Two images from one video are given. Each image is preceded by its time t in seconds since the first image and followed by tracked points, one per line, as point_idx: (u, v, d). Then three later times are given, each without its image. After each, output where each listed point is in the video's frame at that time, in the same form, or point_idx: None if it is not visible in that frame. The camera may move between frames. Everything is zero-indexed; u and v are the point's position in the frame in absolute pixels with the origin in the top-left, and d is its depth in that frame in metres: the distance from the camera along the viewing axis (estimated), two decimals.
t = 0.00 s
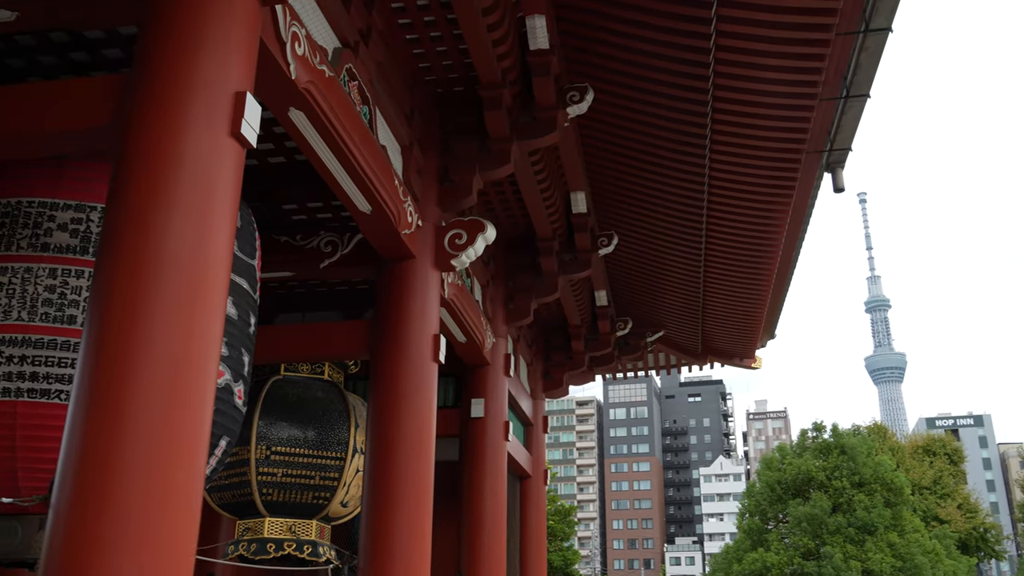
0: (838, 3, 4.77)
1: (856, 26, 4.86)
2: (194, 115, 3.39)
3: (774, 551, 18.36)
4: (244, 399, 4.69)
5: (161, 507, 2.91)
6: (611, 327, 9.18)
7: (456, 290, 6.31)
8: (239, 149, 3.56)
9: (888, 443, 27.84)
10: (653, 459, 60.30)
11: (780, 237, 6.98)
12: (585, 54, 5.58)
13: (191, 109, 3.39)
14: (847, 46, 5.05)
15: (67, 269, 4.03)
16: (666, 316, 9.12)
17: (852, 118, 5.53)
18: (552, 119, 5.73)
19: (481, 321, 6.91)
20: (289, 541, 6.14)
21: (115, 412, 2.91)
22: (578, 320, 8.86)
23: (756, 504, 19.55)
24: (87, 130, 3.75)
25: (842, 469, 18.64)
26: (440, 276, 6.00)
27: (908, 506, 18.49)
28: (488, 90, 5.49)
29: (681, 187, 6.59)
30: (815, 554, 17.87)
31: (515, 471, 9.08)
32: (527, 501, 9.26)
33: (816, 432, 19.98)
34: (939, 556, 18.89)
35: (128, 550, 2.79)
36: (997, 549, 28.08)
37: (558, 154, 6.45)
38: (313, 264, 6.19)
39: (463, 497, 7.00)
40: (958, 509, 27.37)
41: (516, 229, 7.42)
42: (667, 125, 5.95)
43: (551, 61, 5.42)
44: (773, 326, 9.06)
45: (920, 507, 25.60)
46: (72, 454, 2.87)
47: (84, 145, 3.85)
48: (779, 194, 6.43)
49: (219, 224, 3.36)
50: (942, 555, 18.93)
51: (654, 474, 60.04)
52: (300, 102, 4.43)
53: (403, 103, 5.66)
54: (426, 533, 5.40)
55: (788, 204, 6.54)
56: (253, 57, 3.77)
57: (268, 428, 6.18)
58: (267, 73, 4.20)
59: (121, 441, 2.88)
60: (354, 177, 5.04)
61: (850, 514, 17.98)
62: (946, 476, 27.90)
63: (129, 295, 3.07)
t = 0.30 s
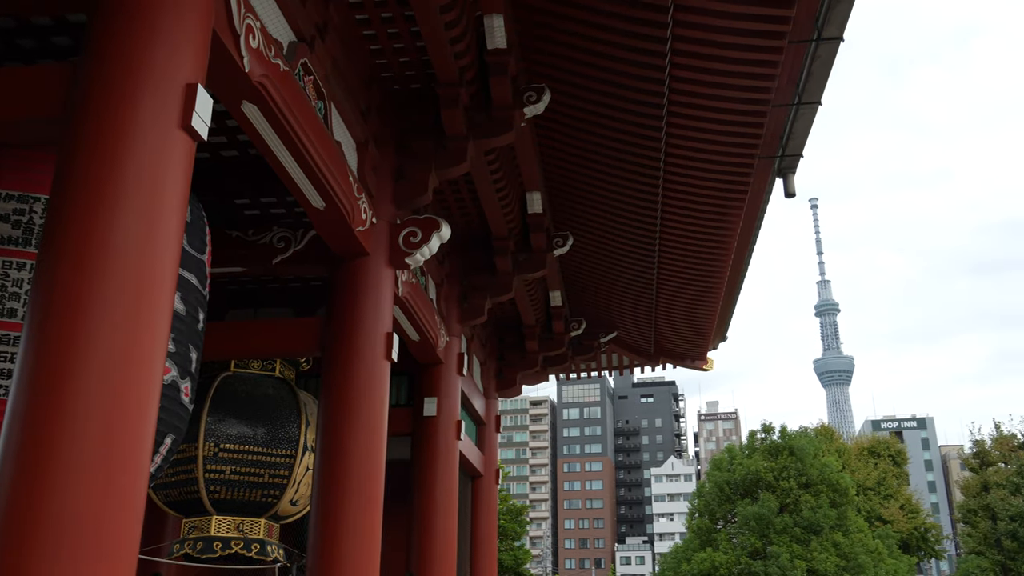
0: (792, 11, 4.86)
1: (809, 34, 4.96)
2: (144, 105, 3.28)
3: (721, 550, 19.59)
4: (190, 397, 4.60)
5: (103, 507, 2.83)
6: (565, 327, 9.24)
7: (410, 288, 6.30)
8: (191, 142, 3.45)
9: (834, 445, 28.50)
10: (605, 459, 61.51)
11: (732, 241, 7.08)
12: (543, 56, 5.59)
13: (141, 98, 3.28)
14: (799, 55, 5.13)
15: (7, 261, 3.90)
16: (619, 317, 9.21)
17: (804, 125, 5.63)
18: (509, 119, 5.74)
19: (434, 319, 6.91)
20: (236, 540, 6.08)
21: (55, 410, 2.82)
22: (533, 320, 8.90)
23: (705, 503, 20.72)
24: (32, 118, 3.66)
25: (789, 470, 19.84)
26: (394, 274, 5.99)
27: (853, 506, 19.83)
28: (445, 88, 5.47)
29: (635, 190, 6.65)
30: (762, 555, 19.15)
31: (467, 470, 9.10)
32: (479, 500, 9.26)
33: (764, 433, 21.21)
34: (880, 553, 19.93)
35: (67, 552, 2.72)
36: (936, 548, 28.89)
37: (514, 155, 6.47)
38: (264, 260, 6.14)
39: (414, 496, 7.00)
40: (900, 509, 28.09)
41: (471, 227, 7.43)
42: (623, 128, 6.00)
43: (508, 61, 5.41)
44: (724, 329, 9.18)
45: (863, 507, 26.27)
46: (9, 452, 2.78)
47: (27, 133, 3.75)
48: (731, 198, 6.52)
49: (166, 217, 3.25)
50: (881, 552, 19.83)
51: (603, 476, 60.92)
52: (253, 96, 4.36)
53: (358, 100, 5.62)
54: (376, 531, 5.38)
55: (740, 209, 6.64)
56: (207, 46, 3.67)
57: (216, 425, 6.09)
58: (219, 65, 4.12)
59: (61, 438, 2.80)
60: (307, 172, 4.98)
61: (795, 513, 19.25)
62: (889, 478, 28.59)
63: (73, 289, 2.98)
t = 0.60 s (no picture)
0: (754, 18, 4.93)
1: (771, 41, 5.05)
2: (101, 95, 3.19)
3: (682, 550, 19.88)
4: (145, 395, 4.52)
5: (52, 507, 2.78)
6: (527, 328, 9.25)
7: (371, 287, 6.28)
8: (148, 136, 3.38)
9: (794, 447, 28.94)
10: (567, 460, 61.88)
11: (694, 243, 7.15)
12: (508, 56, 5.59)
13: (97, 89, 3.19)
14: (761, 61, 5.24)
15: None
16: (581, 318, 9.25)
17: (764, 130, 5.70)
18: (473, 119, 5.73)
19: (396, 318, 6.90)
20: (193, 540, 6.07)
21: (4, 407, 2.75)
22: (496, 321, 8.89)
23: (665, 505, 21.06)
24: None
25: (748, 471, 20.52)
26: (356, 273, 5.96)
27: (809, 506, 20.71)
28: (409, 87, 5.45)
29: (598, 191, 6.68)
30: (720, 554, 19.67)
31: (427, 470, 9.10)
32: (439, 500, 9.27)
33: (724, 434, 21.91)
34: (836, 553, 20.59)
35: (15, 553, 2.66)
36: (891, 548, 29.46)
37: (478, 155, 6.47)
38: (223, 258, 6.09)
39: (374, 495, 6.97)
40: (857, 509, 28.58)
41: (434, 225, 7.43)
42: (586, 130, 6.03)
43: (473, 62, 5.40)
44: (686, 330, 9.26)
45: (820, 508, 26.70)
46: None
47: None
48: (693, 201, 6.58)
49: (123, 211, 3.19)
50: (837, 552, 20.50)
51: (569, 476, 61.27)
52: (214, 91, 4.30)
53: (321, 97, 5.58)
54: (334, 532, 5.34)
55: (701, 212, 6.70)
56: (167, 38, 3.58)
57: (173, 424, 6.02)
58: (179, 59, 4.05)
59: (10, 437, 2.72)
60: (268, 169, 4.93)
61: (754, 514, 19.90)
62: (846, 479, 29.05)
63: (25, 282, 2.89)
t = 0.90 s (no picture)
0: (719, 25, 4.96)
1: (736, 49, 5.07)
2: (60, 89, 3.12)
3: (641, 553, 20.37)
4: (101, 394, 4.44)
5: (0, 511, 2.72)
6: (491, 330, 9.26)
7: (334, 287, 6.25)
8: (107, 131, 3.31)
9: (753, 451, 29.24)
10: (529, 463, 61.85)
11: (658, 248, 7.20)
12: (476, 59, 5.58)
13: (56, 82, 3.12)
14: (726, 68, 5.24)
15: None
16: (545, 321, 9.27)
17: (728, 138, 5.77)
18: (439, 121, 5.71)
19: (358, 319, 6.87)
20: (147, 540, 5.98)
21: None
22: (459, 323, 8.89)
23: (626, 508, 21.57)
24: None
25: (708, 474, 20.97)
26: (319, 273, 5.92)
27: (767, 510, 21.10)
28: (375, 87, 5.41)
29: (562, 195, 6.71)
30: (679, 557, 20.07)
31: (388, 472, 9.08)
32: (400, 502, 9.25)
33: (685, 438, 22.27)
34: (793, 557, 20.82)
35: None
36: (847, 552, 29.85)
37: (444, 157, 6.46)
38: (184, 255, 6.04)
39: (334, 496, 6.91)
40: (814, 514, 29.01)
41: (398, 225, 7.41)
42: (552, 134, 6.06)
43: (440, 63, 5.37)
44: (649, 334, 9.33)
45: (778, 512, 26.99)
46: None
47: None
48: (657, 207, 6.63)
49: (82, 205, 3.12)
50: (794, 556, 20.82)
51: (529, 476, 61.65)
52: (176, 87, 4.24)
53: (286, 95, 5.54)
54: (292, 534, 5.29)
55: (665, 217, 6.76)
56: (128, 30, 3.52)
57: (129, 423, 5.95)
58: (141, 54, 3.98)
59: None
60: (230, 166, 4.89)
61: (713, 518, 20.30)
62: (804, 483, 29.38)
63: None
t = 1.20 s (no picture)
0: (684, 32, 5.01)
1: (700, 56, 5.12)
2: (13, 77, 3.04)
3: (599, 556, 20.50)
4: (54, 389, 4.35)
5: None
6: (453, 331, 9.25)
7: (294, 285, 6.21)
8: (63, 121, 3.24)
9: (711, 455, 29.46)
10: (491, 464, 62.30)
11: (620, 252, 7.24)
12: (441, 58, 5.56)
13: (9, 70, 3.04)
14: (690, 75, 5.29)
15: None
16: (507, 323, 9.28)
17: (691, 145, 5.83)
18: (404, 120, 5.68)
19: (319, 318, 6.85)
20: (97, 539, 5.94)
21: None
22: (422, 323, 8.86)
23: (585, 511, 21.81)
24: None
25: (665, 478, 21.12)
26: (279, 270, 5.89)
27: (723, 513, 21.17)
28: (340, 85, 5.37)
29: (526, 197, 6.73)
30: (637, 560, 20.25)
31: (347, 472, 9.08)
32: (358, 504, 9.20)
33: (645, 442, 22.47)
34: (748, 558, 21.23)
35: None
36: (800, 556, 30.21)
37: (408, 156, 6.45)
38: (142, 250, 5.97)
39: (292, 494, 6.90)
40: (770, 518, 29.39)
41: (360, 223, 7.39)
42: (517, 136, 6.06)
43: (406, 62, 5.34)
44: (610, 338, 9.41)
45: (734, 516, 27.20)
46: None
47: None
48: (620, 210, 6.68)
49: (33, 196, 3.05)
50: (750, 559, 21.07)
51: (490, 481, 62.07)
52: (136, 79, 4.17)
53: (249, 90, 5.49)
54: (248, 534, 5.23)
55: (628, 222, 6.81)
56: (86, 19, 3.44)
57: (81, 418, 5.96)
58: (100, 44, 3.91)
59: None
60: (190, 161, 4.82)
61: (670, 521, 20.52)
62: (760, 487, 29.63)
63: None
